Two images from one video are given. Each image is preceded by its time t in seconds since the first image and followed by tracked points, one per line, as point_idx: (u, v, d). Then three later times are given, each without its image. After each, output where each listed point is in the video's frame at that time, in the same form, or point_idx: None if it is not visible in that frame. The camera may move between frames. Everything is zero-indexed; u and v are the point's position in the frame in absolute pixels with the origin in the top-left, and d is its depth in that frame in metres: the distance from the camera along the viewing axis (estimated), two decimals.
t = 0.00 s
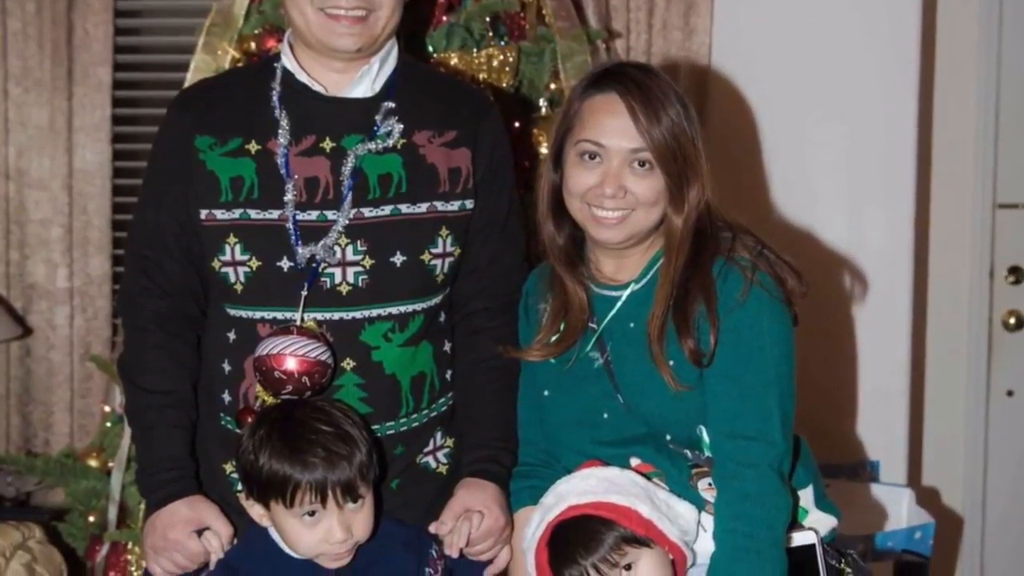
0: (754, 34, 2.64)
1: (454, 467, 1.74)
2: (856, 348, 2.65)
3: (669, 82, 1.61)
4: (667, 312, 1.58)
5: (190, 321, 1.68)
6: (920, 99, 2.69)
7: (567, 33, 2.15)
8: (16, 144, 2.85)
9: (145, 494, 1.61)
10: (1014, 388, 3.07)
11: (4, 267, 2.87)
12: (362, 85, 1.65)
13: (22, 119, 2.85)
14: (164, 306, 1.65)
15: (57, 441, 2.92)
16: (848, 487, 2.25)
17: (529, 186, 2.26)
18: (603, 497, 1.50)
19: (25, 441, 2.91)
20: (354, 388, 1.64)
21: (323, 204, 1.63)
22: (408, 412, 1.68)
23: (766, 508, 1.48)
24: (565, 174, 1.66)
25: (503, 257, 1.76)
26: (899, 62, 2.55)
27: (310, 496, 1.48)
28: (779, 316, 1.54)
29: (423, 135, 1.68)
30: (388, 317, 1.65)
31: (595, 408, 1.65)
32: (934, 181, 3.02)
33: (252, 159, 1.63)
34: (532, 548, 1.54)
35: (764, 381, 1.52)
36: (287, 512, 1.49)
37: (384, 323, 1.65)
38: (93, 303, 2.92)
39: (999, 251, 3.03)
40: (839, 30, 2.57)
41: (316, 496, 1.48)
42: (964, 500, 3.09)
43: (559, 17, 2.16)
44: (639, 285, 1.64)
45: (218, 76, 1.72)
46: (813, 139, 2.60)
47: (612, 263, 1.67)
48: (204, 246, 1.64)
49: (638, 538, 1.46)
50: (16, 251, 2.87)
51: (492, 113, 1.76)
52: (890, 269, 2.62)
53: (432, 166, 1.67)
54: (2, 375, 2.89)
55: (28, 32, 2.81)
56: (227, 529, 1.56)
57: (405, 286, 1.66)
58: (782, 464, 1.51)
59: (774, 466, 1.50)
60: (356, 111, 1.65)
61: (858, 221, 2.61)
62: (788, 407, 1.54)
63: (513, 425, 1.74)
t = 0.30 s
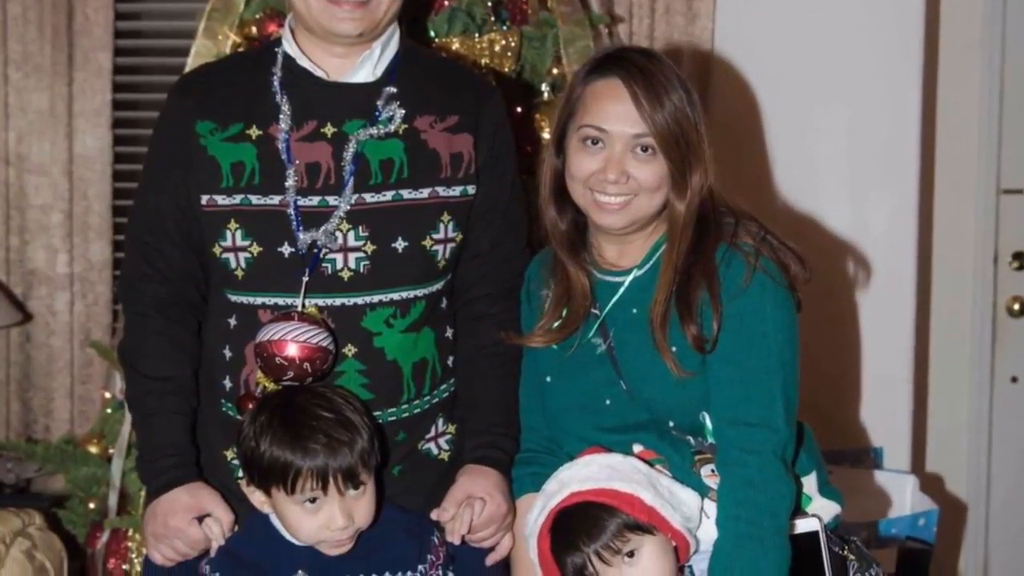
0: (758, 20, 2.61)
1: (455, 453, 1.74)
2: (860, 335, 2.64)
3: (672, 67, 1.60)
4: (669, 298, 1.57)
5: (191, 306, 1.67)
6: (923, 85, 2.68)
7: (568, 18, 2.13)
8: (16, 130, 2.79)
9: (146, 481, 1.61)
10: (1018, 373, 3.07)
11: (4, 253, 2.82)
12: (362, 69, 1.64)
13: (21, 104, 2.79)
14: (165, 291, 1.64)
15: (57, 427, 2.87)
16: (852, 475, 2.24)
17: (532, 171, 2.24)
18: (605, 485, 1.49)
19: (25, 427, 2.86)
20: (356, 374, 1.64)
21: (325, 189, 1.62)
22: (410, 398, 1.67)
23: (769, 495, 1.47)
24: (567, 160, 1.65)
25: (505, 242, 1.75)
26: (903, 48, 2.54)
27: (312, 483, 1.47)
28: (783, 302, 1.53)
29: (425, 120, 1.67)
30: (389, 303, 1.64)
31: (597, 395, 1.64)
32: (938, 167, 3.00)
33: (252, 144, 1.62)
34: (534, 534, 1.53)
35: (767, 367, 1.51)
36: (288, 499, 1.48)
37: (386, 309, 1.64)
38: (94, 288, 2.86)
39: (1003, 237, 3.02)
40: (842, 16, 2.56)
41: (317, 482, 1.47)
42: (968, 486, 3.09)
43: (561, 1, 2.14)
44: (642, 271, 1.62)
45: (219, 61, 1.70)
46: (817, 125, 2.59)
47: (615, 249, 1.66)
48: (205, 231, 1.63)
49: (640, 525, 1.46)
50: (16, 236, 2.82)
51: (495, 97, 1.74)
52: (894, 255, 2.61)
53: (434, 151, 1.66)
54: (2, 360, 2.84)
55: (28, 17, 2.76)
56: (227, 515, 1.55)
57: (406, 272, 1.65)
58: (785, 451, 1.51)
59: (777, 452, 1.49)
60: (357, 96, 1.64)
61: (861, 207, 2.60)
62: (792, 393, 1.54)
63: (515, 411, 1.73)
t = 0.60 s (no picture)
0: (760, 4, 2.59)
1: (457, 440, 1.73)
2: (863, 321, 2.63)
3: (675, 52, 1.58)
4: (672, 284, 1.56)
5: (191, 292, 1.67)
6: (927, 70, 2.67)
7: (570, 3, 2.12)
8: (16, 115, 2.77)
9: (146, 467, 1.60)
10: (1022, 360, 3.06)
11: (4, 239, 2.79)
12: (364, 54, 1.63)
13: (22, 89, 2.77)
14: (165, 277, 1.63)
15: (57, 414, 2.85)
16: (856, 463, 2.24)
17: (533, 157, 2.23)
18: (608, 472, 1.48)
19: (25, 414, 2.84)
20: (357, 360, 1.63)
21: (326, 174, 1.61)
22: (412, 384, 1.66)
23: (772, 481, 1.46)
24: (569, 145, 1.64)
25: (507, 228, 1.74)
26: (907, 33, 2.53)
27: (313, 470, 1.47)
28: (786, 288, 1.52)
29: (426, 106, 1.66)
30: (391, 289, 1.64)
31: (600, 381, 1.63)
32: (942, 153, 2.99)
33: (253, 130, 1.61)
34: (536, 520, 1.53)
35: (770, 353, 1.50)
36: (290, 486, 1.48)
37: (388, 295, 1.63)
38: (94, 274, 2.85)
39: (1007, 223, 3.01)
40: None
41: (319, 469, 1.47)
42: (972, 473, 3.08)
43: None
44: (645, 257, 1.61)
45: (220, 45, 1.69)
46: (820, 110, 2.58)
47: (617, 235, 1.64)
48: (206, 217, 1.62)
49: (642, 512, 1.45)
50: (17, 223, 2.80)
51: (496, 82, 1.73)
52: (898, 241, 2.60)
53: (436, 137, 1.65)
54: (2, 347, 2.82)
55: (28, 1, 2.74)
56: (228, 502, 1.55)
57: (408, 258, 1.64)
58: (788, 438, 1.50)
59: (780, 439, 1.49)
60: (358, 82, 1.63)
61: (865, 192, 2.59)
62: (795, 380, 1.53)
63: (517, 397, 1.72)
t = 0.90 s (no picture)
0: None
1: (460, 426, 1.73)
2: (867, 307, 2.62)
3: (678, 37, 1.57)
4: (675, 270, 1.55)
5: (192, 278, 1.66)
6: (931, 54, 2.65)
7: None
8: (16, 100, 2.76)
9: (147, 454, 1.60)
10: None
11: (4, 225, 2.79)
12: (365, 40, 1.62)
13: (22, 74, 2.76)
14: (165, 263, 1.63)
15: (58, 400, 2.84)
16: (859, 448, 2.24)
17: (535, 142, 2.21)
18: (611, 458, 1.47)
19: (25, 400, 2.84)
20: (359, 347, 1.62)
21: (327, 160, 1.60)
22: (413, 370, 1.65)
23: (775, 469, 1.46)
24: (572, 130, 1.62)
25: (508, 214, 1.73)
26: (911, 17, 2.52)
27: (315, 457, 1.46)
28: (790, 274, 1.51)
29: (428, 91, 1.65)
30: (393, 275, 1.63)
31: (603, 367, 1.62)
32: (946, 139, 2.98)
33: (255, 115, 1.60)
34: (538, 507, 1.52)
35: (773, 339, 1.49)
36: (291, 473, 1.47)
37: (389, 281, 1.63)
38: (95, 261, 2.83)
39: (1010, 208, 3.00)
40: None
41: (320, 456, 1.46)
42: (975, 460, 3.08)
43: None
44: (648, 243, 1.60)
45: (221, 29, 1.68)
46: (824, 95, 2.56)
47: (620, 221, 1.63)
48: (207, 203, 1.62)
49: (645, 499, 1.45)
50: (16, 208, 2.79)
51: (499, 67, 1.72)
52: (901, 226, 2.58)
53: (438, 122, 1.64)
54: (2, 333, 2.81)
55: None
56: (229, 489, 1.54)
57: (410, 244, 1.63)
58: (791, 424, 1.49)
59: (784, 426, 1.48)
60: (359, 66, 1.62)
61: (868, 178, 2.58)
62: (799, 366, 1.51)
63: (519, 384, 1.72)
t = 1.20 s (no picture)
0: None
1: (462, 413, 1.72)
2: (870, 292, 2.61)
3: (681, 22, 1.56)
4: (678, 257, 1.54)
5: (193, 264, 1.65)
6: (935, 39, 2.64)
7: None
8: (17, 85, 2.74)
9: (147, 440, 1.60)
10: None
11: (4, 211, 2.77)
12: (367, 25, 1.61)
13: (22, 59, 2.74)
14: (166, 249, 1.62)
15: (58, 386, 2.84)
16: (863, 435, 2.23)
17: (536, 128, 2.19)
18: (614, 444, 1.47)
19: (25, 386, 2.83)
20: (360, 333, 1.62)
21: (329, 145, 1.59)
22: (415, 357, 1.65)
23: (778, 456, 1.45)
24: (574, 115, 1.61)
25: (511, 200, 1.72)
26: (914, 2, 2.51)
27: (315, 443, 1.45)
28: (793, 260, 1.50)
29: (430, 76, 1.64)
30: (394, 261, 1.62)
31: (605, 353, 1.61)
32: (951, 124, 2.96)
33: (256, 100, 1.59)
34: (540, 494, 1.51)
35: (776, 325, 1.48)
36: (292, 459, 1.47)
37: (391, 267, 1.62)
38: (95, 246, 2.82)
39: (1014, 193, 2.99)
40: None
41: (321, 443, 1.45)
42: (979, 446, 3.07)
43: None
44: (650, 229, 1.59)
45: (223, 14, 1.67)
46: (829, 80, 2.54)
47: (622, 206, 1.62)
48: (208, 188, 1.61)
49: (647, 486, 1.44)
50: (17, 193, 2.77)
51: (501, 52, 1.70)
52: (905, 212, 2.58)
53: (440, 107, 1.63)
54: (2, 319, 2.80)
55: None
56: (230, 476, 1.54)
57: (412, 230, 1.62)
58: (795, 411, 1.48)
59: (787, 412, 1.47)
60: (361, 51, 1.61)
61: (872, 163, 2.57)
62: (802, 353, 1.51)
63: (521, 370, 1.71)
